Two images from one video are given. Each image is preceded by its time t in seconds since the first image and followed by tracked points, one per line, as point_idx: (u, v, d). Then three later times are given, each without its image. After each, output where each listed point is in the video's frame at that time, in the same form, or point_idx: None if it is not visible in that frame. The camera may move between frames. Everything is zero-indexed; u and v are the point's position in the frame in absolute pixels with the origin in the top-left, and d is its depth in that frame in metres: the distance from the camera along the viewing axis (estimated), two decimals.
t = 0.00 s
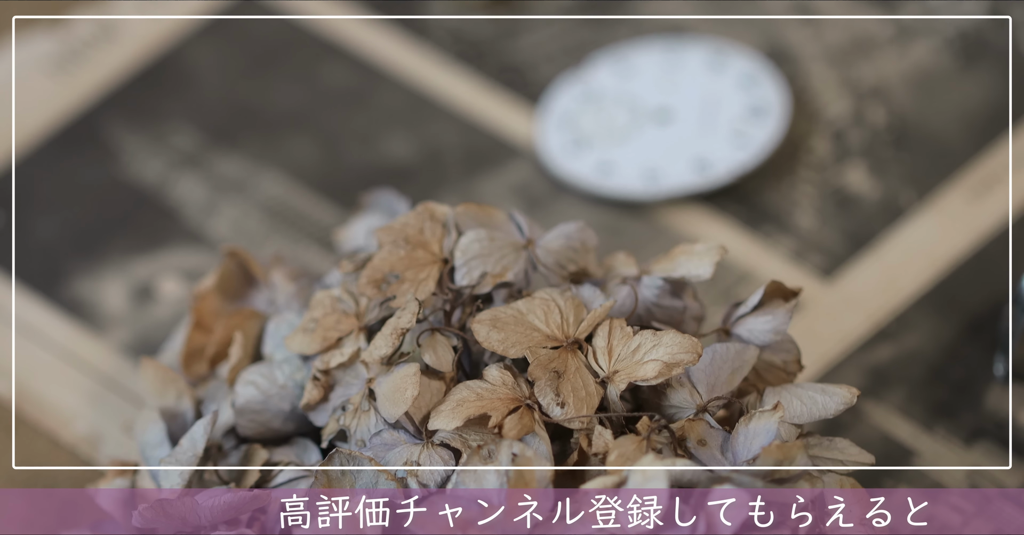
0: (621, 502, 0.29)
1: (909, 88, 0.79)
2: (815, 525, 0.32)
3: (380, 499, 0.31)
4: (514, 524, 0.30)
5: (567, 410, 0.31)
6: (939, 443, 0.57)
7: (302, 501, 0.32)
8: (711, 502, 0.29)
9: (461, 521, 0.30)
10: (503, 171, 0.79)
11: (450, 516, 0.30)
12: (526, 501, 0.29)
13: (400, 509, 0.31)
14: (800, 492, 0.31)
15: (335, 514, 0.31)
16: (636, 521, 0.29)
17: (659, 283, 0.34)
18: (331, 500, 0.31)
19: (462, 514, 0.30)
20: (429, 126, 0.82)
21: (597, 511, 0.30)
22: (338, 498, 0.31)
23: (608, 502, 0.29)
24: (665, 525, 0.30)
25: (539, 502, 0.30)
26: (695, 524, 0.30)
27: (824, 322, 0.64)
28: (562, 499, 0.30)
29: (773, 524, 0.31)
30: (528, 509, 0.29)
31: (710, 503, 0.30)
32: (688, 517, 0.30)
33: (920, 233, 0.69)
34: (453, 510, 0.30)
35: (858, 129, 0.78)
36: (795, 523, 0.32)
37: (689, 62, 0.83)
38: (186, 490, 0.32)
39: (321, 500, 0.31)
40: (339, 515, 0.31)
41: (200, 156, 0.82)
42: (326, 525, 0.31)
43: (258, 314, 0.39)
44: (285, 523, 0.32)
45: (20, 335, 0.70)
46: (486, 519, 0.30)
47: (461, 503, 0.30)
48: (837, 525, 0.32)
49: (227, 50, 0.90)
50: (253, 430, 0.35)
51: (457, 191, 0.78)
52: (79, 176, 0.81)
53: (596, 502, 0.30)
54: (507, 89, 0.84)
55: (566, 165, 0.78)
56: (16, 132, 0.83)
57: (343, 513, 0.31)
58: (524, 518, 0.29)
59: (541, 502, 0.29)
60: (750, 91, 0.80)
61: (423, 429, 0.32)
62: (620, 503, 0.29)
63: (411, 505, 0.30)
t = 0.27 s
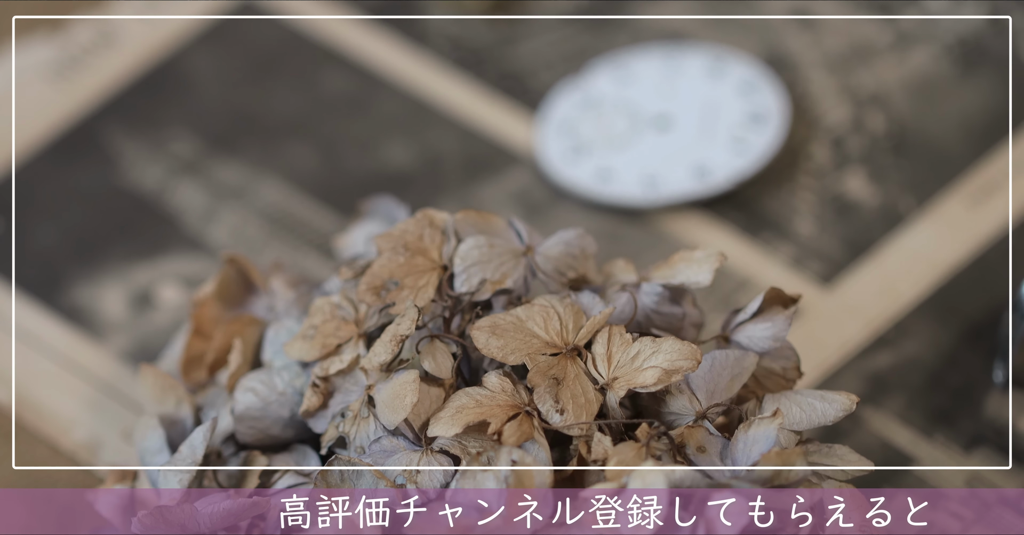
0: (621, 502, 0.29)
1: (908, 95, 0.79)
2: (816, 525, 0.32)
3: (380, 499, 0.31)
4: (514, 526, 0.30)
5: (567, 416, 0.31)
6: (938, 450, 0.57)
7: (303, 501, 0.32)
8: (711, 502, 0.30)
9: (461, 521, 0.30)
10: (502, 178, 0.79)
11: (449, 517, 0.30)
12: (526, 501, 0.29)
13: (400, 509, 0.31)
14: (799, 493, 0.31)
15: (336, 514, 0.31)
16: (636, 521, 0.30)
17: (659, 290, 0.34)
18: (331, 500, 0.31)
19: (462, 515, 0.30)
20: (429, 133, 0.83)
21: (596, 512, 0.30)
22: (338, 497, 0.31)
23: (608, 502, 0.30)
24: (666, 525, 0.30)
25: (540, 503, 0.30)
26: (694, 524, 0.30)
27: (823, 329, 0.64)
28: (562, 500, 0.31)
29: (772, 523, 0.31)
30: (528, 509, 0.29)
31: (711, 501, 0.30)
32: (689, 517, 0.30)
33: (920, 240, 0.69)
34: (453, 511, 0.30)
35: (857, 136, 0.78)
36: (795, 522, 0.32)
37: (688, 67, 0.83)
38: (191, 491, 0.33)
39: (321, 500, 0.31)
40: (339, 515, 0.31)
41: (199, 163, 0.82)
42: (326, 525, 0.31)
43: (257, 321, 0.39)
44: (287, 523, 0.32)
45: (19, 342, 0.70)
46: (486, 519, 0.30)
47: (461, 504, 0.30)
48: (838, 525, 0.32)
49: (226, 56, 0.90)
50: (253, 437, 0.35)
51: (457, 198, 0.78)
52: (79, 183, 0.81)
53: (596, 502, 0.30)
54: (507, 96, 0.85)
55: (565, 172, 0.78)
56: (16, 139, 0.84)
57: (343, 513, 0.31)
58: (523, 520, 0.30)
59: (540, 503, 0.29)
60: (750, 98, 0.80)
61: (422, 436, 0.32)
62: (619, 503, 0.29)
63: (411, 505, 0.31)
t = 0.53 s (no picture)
0: (621, 502, 0.30)
1: (907, 101, 0.79)
2: (816, 525, 0.31)
3: (381, 499, 0.31)
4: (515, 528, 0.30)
5: (565, 423, 0.30)
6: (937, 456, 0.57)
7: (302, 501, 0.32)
8: (711, 502, 0.30)
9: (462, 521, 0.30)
10: (501, 185, 0.79)
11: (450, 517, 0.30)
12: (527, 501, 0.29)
13: (400, 509, 0.31)
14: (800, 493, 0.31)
15: (337, 514, 0.31)
16: (636, 521, 0.30)
17: (657, 297, 0.34)
18: (331, 500, 0.31)
19: (463, 515, 0.30)
20: (427, 140, 0.83)
21: (597, 511, 0.31)
22: (339, 497, 0.31)
23: (609, 502, 0.30)
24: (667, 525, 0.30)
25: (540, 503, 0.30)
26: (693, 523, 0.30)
27: (821, 335, 0.64)
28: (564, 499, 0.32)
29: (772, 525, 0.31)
30: (528, 509, 0.29)
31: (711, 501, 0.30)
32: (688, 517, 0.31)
33: (919, 247, 0.69)
34: (454, 511, 0.30)
35: (856, 142, 0.78)
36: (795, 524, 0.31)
37: (687, 75, 0.84)
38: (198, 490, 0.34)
39: (321, 500, 0.31)
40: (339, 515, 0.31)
41: (198, 170, 0.82)
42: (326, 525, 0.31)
43: (256, 328, 0.39)
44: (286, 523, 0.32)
45: (18, 349, 0.70)
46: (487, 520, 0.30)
47: (462, 504, 0.30)
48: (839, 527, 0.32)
49: (225, 63, 0.90)
50: (251, 443, 0.35)
51: (455, 205, 0.78)
52: (78, 189, 0.82)
53: (596, 501, 0.30)
54: (505, 102, 0.85)
55: (564, 179, 0.78)
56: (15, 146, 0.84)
57: (343, 512, 0.31)
58: (525, 521, 0.30)
59: (541, 502, 0.29)
60: (748, 105, 0.80)
61: (421, 443, 0.32)
62: (616, 503, 0.30)
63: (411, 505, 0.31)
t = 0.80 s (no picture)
0: (621, 502, 0.30)
1: (905, 108, 0.79)
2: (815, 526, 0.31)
3: (382, 500, 0.31)
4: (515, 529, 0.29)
5: (564, 430, 0.30)
6: (936, 463, 0.57)
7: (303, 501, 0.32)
8: (711, 502, 0.30)
9: (462, 522, 0.30)
10: (500, 192, 0.79)
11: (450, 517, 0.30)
12: (526, 501, 0.29)
13: (400, 509, 0.31)
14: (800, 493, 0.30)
15: (337, 514, 0.31)
16: (636, 521, 0.30)
17: (655, 303, 0.34)
18: (332, 500, 0.31)
19: (463, 516, 0.30)
20: (426, 146, 0.83)
21: (597, 511, 0.30)
22: (339, 496, 0.31)
23: (609, 502, 0.30)
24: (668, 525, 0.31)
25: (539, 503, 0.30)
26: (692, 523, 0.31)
27: (819, 341, 0.64)
28: (565, 499, 0.31)
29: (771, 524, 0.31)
30: (528, 509, 0.29)
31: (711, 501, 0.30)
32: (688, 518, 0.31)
33: (917, 254, 0.69)
34: (454, 511, 0.30)
35: (855, 149, 0.78)
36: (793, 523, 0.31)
37: (685, 81, 0.84)
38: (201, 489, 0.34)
39: (321, 500, 0.31)
40: (338, 514, 0.31)
41: (197, 177, 0.82)
42: (325, 524, 0.31)
43: (254, 335, 0.40)
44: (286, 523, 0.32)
45: (16, 356, 0.70)
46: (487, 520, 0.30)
47: (462, 505, 0.30)
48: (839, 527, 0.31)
49: (224, 69, 0.90)
50: (249, 450, 0.35)
51: (454, 211, 0.78)
52: (77, 195, 0.82)
53: (596, 502, 0.30)
54: (504, 109, 0.85)
55: (562, 186, 0.78)
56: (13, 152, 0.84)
57: (343, 511, 0.31)
58: (524, 521, 0.29)
59: (541, 502, 0.30)
60: (746, 113, 0.80)
61: (420, 449, 0.32)
62: (616, 503, 0.30)
63: (411, 505, 0.31)
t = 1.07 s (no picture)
0: (621, 502, 0.30)
1: (904, 114, 0.80)
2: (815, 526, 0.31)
3: (382, 500, 0.31)
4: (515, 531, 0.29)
5: (562, 437, 0.30)
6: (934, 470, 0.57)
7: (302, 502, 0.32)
8: (712, 502, 0.30)
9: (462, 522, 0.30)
10: (499, 199, 0.79)
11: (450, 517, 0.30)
12: (526, 501, 0.29)
13: (400, 509, 0.31)
14: (800, 493, 0.31)
15: (337, 514, 0.31)
16: (636, 521, 0.30)
17: (654, 310, 0.34)
18: (332, 500, 0.32)
19: (463, 515, 0.30)
20: (424, 153, 0.83)
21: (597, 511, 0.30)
22: (339, 497, 0.32)
23: (609, 502, 0.30)
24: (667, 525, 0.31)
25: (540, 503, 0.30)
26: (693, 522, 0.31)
27: (818, 348, 0.64)
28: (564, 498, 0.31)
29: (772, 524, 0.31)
30: (528, 510, 0.29)
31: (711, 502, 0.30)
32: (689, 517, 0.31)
33: (916, 260, 0.69)
34: (454, 512, 0.30)
35: (854, 155, 0.78)
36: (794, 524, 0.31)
37: (684, 88, 0.84)
38: (201, 487, 0.34)
39: (321, 501, 0.32)
40: (338, 514, 0.31)
41: (196, 184, 0.82)
42: (326, 524, 0.31)
43: (253, 342, 0.40)
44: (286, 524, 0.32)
45: (16, 362, 0.70)
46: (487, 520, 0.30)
47: (462, 504, 0.30)
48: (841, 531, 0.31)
49: (223, 76, 0.90)
50: (249, 456, 0.35)
51: (452, 218, 0.78)
52: (76, 202, 0.82)
53: (596, 502, 0.30)
54: (503, 116, 0.85)
55: (561, 193, 0.78)
56: (12, 160, 0.84)
57: (343, 511, 0.31)
58: (525, 521, 0.29)
59: (541, 502, 0.29)
60: (745, 120, 0.80)
61: (419, 456, 0.32)
62: (616, 503, 0.30)
63: (411, 505, 0.31)
